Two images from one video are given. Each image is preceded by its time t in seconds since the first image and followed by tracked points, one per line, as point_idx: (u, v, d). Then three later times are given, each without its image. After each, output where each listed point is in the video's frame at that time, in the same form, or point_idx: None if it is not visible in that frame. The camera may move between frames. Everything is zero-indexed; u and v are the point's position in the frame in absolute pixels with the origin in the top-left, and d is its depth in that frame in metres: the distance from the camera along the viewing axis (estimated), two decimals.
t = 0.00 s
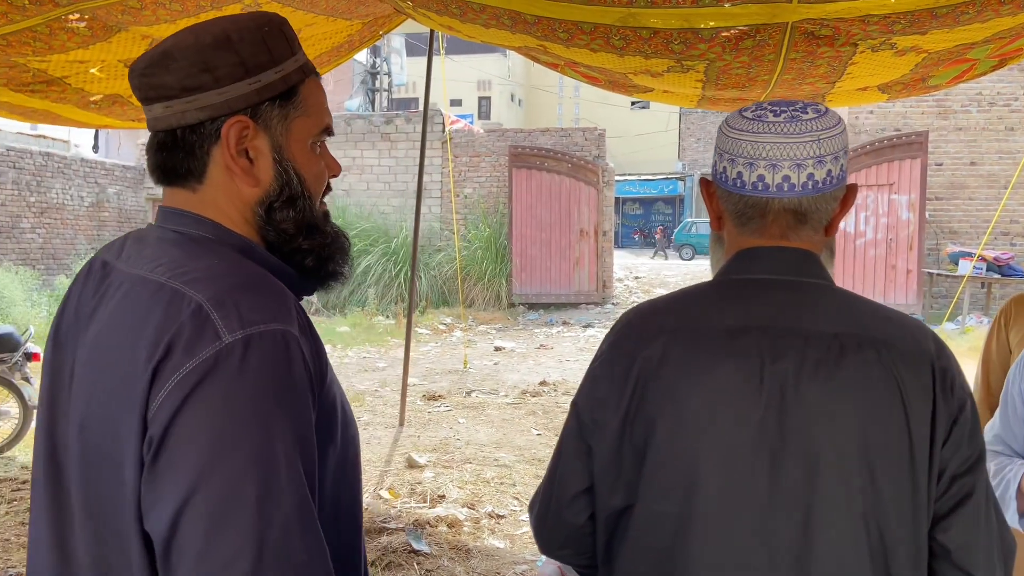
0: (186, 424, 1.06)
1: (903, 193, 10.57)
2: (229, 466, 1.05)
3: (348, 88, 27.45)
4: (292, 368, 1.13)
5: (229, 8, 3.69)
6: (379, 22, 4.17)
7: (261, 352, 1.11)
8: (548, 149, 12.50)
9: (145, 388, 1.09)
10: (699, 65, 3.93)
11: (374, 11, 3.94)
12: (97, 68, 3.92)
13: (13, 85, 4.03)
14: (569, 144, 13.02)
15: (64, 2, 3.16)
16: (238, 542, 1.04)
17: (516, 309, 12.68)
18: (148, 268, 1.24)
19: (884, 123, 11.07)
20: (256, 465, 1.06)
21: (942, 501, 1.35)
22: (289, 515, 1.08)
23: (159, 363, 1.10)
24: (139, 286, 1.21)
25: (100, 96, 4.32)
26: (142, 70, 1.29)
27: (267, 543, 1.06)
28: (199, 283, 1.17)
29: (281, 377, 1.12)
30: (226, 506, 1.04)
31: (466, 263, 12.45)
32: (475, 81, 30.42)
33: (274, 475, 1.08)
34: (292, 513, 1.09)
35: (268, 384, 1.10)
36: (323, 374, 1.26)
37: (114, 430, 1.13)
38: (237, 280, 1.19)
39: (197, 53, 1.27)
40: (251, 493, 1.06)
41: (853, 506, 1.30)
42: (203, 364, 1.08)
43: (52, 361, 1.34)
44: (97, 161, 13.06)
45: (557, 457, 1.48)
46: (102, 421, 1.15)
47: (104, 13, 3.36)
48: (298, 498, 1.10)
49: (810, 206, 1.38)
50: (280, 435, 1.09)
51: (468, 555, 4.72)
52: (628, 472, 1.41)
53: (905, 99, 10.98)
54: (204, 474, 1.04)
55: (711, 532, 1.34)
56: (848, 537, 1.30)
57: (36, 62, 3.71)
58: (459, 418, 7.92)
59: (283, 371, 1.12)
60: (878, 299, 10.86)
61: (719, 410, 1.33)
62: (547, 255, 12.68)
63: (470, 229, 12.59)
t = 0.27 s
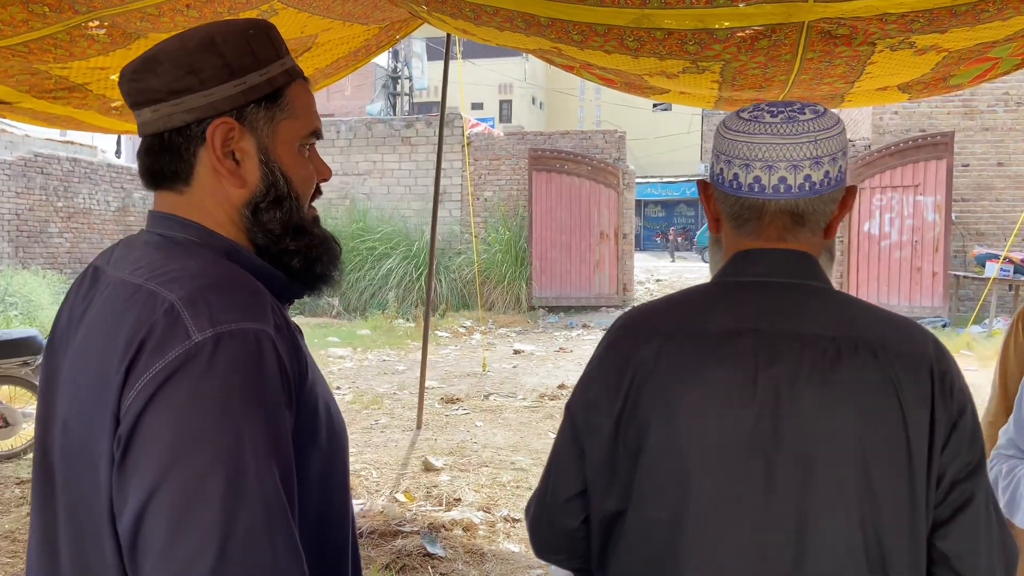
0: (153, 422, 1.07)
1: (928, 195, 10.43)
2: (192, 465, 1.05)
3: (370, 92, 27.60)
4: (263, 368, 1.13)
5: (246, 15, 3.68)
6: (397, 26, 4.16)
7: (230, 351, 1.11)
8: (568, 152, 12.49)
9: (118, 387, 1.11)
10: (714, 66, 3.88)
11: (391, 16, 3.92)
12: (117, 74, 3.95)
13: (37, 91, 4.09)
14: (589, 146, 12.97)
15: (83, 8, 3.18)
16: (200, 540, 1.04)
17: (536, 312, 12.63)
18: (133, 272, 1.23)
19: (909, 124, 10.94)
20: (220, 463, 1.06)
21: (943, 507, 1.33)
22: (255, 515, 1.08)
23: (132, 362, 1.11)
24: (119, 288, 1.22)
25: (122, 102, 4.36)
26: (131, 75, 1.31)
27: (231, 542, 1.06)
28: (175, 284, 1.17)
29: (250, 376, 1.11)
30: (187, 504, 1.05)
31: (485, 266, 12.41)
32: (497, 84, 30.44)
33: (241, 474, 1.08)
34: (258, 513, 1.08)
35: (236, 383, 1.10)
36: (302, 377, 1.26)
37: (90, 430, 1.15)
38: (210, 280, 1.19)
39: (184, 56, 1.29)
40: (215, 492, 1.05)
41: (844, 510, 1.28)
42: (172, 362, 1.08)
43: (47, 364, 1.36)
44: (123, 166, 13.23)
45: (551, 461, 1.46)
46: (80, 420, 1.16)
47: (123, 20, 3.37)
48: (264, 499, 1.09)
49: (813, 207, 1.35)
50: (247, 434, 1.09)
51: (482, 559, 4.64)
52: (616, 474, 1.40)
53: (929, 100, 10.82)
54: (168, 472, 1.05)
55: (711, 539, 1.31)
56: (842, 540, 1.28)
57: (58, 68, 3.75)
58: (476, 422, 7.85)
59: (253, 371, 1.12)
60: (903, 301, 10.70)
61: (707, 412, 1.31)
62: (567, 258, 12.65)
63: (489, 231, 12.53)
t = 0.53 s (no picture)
0: (145, 419, 1.08)
1: (951, 195, 10.28)
2: (182, 462, 1.06)
3: (389, 94, 27.74)
4: (255, 365, 1.15)
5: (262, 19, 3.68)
6: (412, 29, 4.16)
7: (222, 349, 1.12)
8: (585, 153, 12.46)
9: (113, 382, 1.12)
10: (730, 65, 3.85)
11: (407, 18, 3.91)
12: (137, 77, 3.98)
13: (59, 95, 4.15)
14: (606, 147, 12.92)
15: (103, 14, 3.21)
16: (190, 537, 1.06)
17: (554, 313, 12.58)
18: (135, 268, 1.25)
19: (931, 123, 10.79)
20: (210, 462, 1.07)
21: (945, 506, 1.33)
22: (244, 513, 1.09)
23: (127, 358, 1.12)
24: (118, 284, 1.23)
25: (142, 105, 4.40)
26: (132, 80, 1.35)
27: (222, 540, 1.07)
28: (171, 281, 1.18)
29: (240, 375, 1.12)
30: (177, 501, 1.06)
31: (503, 267, 12.39)
32: (515, 86, 30.46)
33: (233, 472, 1.09)
34: (247, 512, 1.10)
35: (227, 381, 1.11)
36: (297, 373, 1.29)
37: (86, 424, 1.16)
38: (204, 277, 1.20)
39: (174, 57, 1.32)
40: (204, 490, 1.07)
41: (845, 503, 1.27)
42: (164, 359, 1.10)
43: (55, 359, 1.38)
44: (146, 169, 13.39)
45: (553, 457, 1.46)
46: (77, 415, 1.18)
47: (142, 24, 3.39)
48: (253, 496, 1.10)
49: (815, 203, 1.34)
50: (237, 432, 1.10)
51: (497, 560, 4.62)
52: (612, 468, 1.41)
53: (952, 98, 10.67)
54: (158, 468, 1.06)
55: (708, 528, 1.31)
56: (842, 540, 1.27)
57: (79, 72, 3.80)
58: (492, 422, 7.83)
59: (244, 370, 1.13)
60: (926, 302, 10.57)
61: (704, 407, 1.32)
62: (584, 259, 12.62)
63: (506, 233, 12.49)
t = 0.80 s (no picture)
0: (157, 420, 1.07)
1: (971, 195, 10.11)
2: (195, 463, 1.06)
3: (406, 96, 27.81)
4: (266, 367, 1.14)
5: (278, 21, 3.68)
6: (428, 29, 4.15)
7: (234, 350, 1.12)
8: (601, 154, 12.43)
9: (125, 382, 1.12)
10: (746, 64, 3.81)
11: (423, 19, 3.90)
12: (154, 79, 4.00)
13: (77, 97, 4.19)
14: (623, 148, 12.88)
15: (120, 16, 3.23)
16: (201, 539, 1.04)
17: (570, 315, 12.52)
18: (150, 268, 1.25)
19: (952, 123, 10.65)
20: (222, 463, 1.07)
21: (937, 506, 1.39)
22: (258, 514, 1.09)
23: (140, 358, 1.12)
24: (134, 284, 1.23)
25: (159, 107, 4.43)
26: (147, 83, 1.35)
27: (233, 544, 1.06)
28: (185, 281, 1.18)
29: (253, 375, 1.12)
30: (189, 502, 1.05)
31: (518, 268, 12.36)
32: (532, 87, 30.46)
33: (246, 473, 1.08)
34: (260, 513, 1.09)
35: (239, 382, 1.10)
36: (308, 377, 1.28)
37: (100, 424, 1.16)
38: (218, 278, 1.20)
39: (188, 57, 1.30)
40: (217, 490, 1.06)
41: (832, 492, 1.38)
42: (178, 359, 1.09)
43: (71, 359, 1.38)
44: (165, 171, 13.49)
45: (567, 442, 1.67)
46: (91, 415, 1.18)
47: (158, 26, 3.40)
48: (265, 498, 1.10)
49: (824, 190, 1.46)
50: (250, 433, 1.09)
51: (511, 562, 4.60)
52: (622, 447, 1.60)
53: (974, 97, 10.53)
54: (171, 468, 1.05)
55: (696, 506, 1.45)
56: (824, 527, 1.38)
57: (97, 74, 3.84)
58: (507, 424, 7.81)
59: (256, 371, 1.13)
60: (947, 303, 10.43)
61: (696, 397, 1.47)
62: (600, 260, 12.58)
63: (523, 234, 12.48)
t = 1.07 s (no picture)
0: (181, 423, 1.06)
1: (987, 192, 10.06)
2: (216, 468, 1.04)
3: (417, 94, 27.86)
4: (291, 373, 1.13)
5: (291, 19, 3.68)
6: (440, 27, 4.14)
7: (261, 355, 1.11)
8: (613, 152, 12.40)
9: (152, 382, 1.11)
10: (760, 61, 3.79)
11: (435, 17, 3.89)
12: (168, 78, 4.02)
13: (92, 95, 4.21)
14: (634, 145, 12.86)
15: (134, 15, 3.24)
16: (218, 545, 1.03)
17: (581, 313, 12.51)
18: (177, 269, 1.24)
19: (967, 120, 10.56)
20: (243, 468, 1.05)
21: (866, 483, 1.43)
22: (275, 522, 1.07)
23: (167, 359, 1.11)
24: (160, 284, 1.23)
25: (172, 105, 4.44)
26: (201, 79, 1.30)
27: (251, 551, 1.05)
28: (214, 283, 1.17)
29: (279, 381, 1.11)
30: (210, 507, 1.04)
31: (530, 267, 12.35)
32: (543, 85, 30.45)
33: (266, 479, 1.07)
34: (278, 522, 1.07)
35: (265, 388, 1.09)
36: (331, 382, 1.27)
37: (124, 422, 1.16)
38: (247, 282, 1.19)
39: (260, 58, 1.30)
40: (237, 497, 1.05)
41: (767, 458, 1.49)
42: (205, 362, 1.08)
43: (93, 355, 1.38)
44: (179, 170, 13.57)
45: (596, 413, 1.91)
46: (115, 413, 1.18)
47: (171, 25, 3.40)
48: (285, 505, 1.08)
49: (794, 181, 1.62)
50: (272, 439, 1.08)
51: (523, 560, 4.60)
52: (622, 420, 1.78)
53: (989, 94, 10.42)
54: (191, 472, 1.04)
55: (654, 474, 1.61)
56: (755, 488, 1.50)
57: (111, 73, 3.86)
58: (518, 422, 7.81)
59: (282, 376, 1.11)
60: (961, 302, 10.36)
61: (670, 371, 1.62)
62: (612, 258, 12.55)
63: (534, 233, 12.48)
